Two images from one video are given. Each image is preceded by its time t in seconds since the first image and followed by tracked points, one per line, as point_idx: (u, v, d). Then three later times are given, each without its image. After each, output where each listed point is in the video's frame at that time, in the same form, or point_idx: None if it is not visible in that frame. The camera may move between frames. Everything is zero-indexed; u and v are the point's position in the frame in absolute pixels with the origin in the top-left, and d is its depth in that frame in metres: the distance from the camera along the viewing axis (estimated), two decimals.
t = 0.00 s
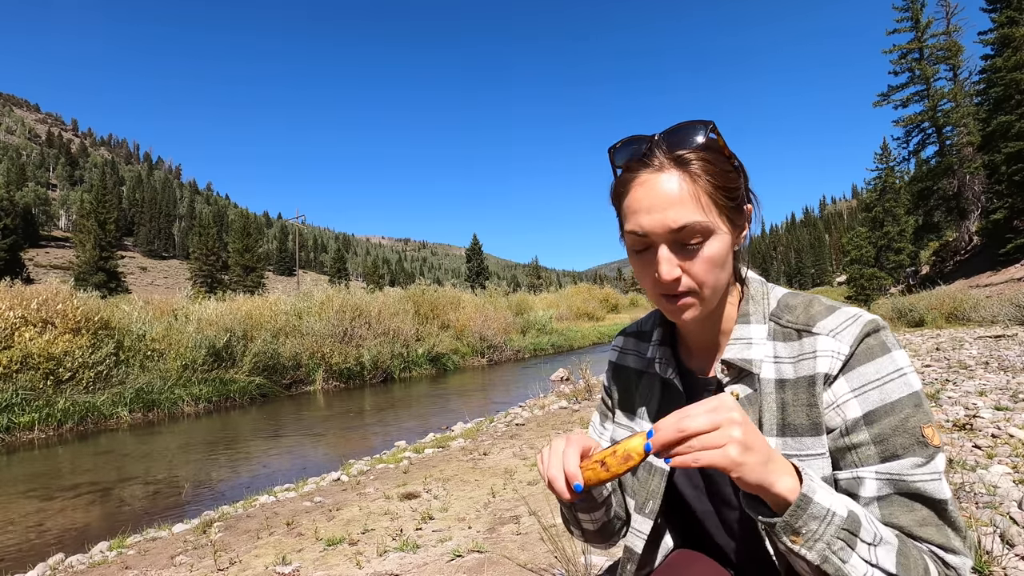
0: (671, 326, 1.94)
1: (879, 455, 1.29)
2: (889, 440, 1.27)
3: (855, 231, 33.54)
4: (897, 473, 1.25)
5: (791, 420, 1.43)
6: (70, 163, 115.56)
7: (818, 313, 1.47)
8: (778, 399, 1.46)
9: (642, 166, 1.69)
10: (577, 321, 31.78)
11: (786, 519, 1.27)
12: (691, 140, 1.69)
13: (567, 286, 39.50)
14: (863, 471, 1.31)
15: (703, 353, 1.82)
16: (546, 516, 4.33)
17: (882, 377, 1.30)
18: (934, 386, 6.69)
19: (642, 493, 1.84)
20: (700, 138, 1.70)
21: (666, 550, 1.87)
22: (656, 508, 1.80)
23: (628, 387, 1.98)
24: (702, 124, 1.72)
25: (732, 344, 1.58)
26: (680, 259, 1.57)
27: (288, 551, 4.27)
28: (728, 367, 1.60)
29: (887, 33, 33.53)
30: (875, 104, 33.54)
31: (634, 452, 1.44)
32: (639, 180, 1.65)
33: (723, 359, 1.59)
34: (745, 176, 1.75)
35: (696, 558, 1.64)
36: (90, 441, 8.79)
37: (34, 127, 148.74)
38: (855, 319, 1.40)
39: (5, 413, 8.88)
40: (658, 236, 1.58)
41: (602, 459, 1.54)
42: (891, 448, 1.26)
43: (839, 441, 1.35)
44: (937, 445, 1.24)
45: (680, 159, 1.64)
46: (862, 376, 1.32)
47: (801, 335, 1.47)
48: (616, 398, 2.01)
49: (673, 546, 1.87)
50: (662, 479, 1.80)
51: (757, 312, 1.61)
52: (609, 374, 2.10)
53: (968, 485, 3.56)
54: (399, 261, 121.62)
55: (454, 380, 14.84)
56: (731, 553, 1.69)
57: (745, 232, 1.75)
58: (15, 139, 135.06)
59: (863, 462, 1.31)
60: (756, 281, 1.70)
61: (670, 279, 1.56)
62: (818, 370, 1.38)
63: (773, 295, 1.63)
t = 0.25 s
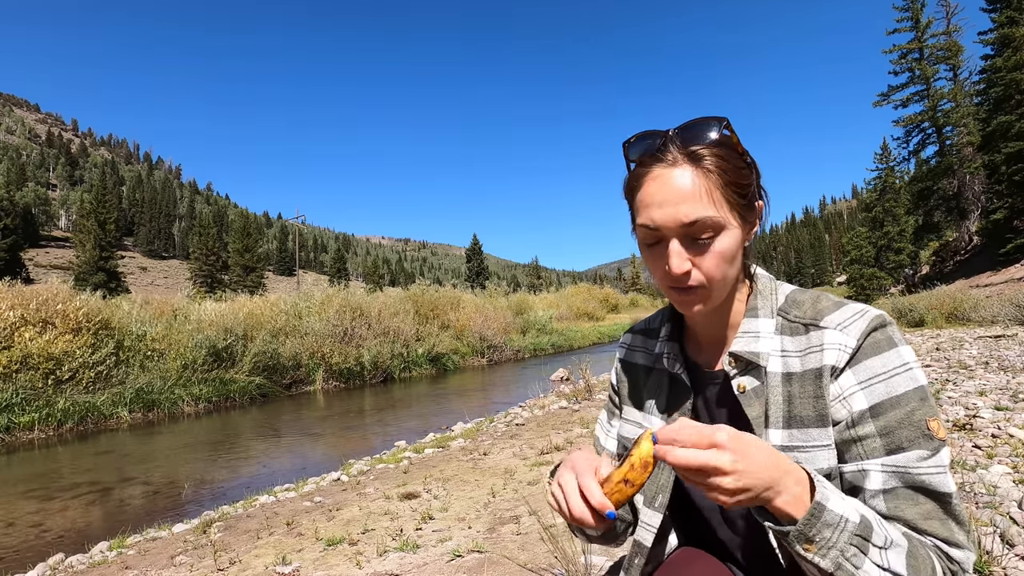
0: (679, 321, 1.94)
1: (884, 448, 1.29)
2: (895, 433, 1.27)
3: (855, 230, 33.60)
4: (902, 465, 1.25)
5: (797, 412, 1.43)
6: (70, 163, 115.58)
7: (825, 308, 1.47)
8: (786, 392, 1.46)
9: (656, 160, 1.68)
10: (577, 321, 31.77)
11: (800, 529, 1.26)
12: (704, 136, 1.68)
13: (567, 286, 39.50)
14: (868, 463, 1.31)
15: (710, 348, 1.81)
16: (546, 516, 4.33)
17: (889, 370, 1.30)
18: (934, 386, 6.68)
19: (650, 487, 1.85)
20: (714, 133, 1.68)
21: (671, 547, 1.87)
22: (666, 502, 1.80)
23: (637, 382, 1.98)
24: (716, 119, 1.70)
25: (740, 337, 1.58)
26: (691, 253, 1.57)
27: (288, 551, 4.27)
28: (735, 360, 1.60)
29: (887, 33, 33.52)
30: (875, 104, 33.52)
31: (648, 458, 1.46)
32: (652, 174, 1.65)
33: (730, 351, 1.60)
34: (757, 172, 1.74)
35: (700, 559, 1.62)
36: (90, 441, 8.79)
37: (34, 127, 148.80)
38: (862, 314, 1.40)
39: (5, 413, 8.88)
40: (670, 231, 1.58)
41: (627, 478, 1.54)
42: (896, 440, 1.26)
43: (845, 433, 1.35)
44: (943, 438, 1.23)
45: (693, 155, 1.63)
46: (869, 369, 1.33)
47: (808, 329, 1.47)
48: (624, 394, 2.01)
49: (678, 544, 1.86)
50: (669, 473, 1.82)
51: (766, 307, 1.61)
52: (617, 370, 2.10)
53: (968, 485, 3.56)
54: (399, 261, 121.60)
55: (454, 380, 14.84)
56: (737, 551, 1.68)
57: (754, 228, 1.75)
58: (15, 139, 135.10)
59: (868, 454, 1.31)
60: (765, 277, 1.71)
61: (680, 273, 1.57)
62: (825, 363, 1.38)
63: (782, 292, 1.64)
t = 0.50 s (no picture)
0: (680, 321, 1.94)
1: (885, 450, 1.29)
2: (896, 435, 1.27)
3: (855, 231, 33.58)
4: (903, 467, 1.25)
5: (799, 414, 1.43)
6: (70, 163, 115.54)
7: (827, 310, 1.47)
8: (786, 394, 1.47)
9: (664, 148, 1.70)
10: (577, 321, 31.76)
11: (781, 517, 1.29)
12: (709, 129, 1.73)
13: (567, 286, 39.50)
14: (869, 465, 1.31)
15: (712, 347, 1.80)
16: (546, 517, 4.32)
17: (891, 373, 1.30)
18: (934, 386, 6.68)
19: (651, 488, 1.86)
20: (718, 127, 1.73)
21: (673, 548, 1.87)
22: (668, 503, 1.81)
23: (638, 384, 1.97)
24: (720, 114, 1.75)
25: (741, 338, 1.58)
26: (700, 235, 1.56)
27: (288, 551, 4.27)
28: (736, 361, 1.60)
29: (887, 32, 33.49)
30: (875, 104, 33.52)
31: (637, 467, 1.42)
32: (660, 160, 1.67)
33: (731, 352, 1.60)
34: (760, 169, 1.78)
35: (699, 558, 1.62)
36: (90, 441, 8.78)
37: (34, 127, 148.81)
38: (863, 315, 1.40)
39: (5, 413, 8.88)
40: (680, 211, 1.58)
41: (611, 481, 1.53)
42: (898, 443, 1.26)
43: (847, 435, 1.35)
44: (944, 441, 1.23)
45: (702, 143, 1.66)
46: (871, 371, 1.32)
47: (810, 331, 1.47)
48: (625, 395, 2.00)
49: (679, 545, 1.86)
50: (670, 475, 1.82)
51: (767, 308, 1.60)
52: (618, 370, 2.10)
53: (968, 485, 3.56)
54: (399, 261, 121.59)
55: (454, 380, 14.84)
56: (737, 552, 1.68)
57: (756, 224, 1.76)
58: (15, 139, 135.10)
59: (870, 457, 1.31)
60: (765, 277, 1.71)
61: (690, 255, 1.55)
62: (827, 365, 1.38)
63: (784, 292, 1.63)
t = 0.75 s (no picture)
0: (676, 323, 1.94)
1: (880, 454, 1.29)
2: (891, 440, 1.27)
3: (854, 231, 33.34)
4: (898, 472, 1.25)
5: (796, 417, 1.43)
6: (70, 163, 115.54)
7: (822, 313, 1.47)
8: (782, 398, 1.47)
9: (656, 150, 1.71)
10: (577, 321, 31.76)
11: (768, 522, 1.31)
12: (700, 131, 1.75)
13: (567, 286, 39.50)
14: (865, 470, 1.31)
15: (709, 349, 1.80)
16: (545, 517, 4.33)
17: (887, 377, 1.30)
18: (934, 386, 6.68)
19: (649, 491, 1.86)
20: (710, 128, 1.75)
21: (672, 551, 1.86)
22: (666, 507, 1.81)
23: (634, 386, 1.97)
24: (711, 116, 1.77)
25: (737, 342, 1.58)
26: (696, 232, 1.56)
27: (288, 551, 4.27)
28: (732, 364, 1.59)
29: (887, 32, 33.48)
30: (875, 104, 33.49)
31: (632, 460, 1.42)
32: (654, 161, 1.68)
33: (727, 356, 1.59)
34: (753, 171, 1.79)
35: (700, 559, 1.62)
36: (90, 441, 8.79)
37: (35, 128, 148.94)
38: (860, 318, 1.40)
39: (5, 413, 8.87)
40: (675, 210, 1.58)
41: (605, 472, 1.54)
42: (893, 447, 1.27)
43: (843, 439, 1.35)
44: (940, 444, 1.24)
45: (694, 144, 1.67)
46: (867, 375, 1.32)
47: (806, 334, 1.47)
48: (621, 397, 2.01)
49: (678, 546, 1.86)
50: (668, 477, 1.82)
51: (763, 310, 1.60)
52: (615, 373, 2.09)
53: (968, 485, 3.56)
54: (399, 261, 121.54)
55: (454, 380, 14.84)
56: (735, 552, 1.67)
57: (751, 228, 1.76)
58: (15, 139, 135.12)
59: (865, 460, 1.31)
60: (761, 279, 1.70)
61: (687, 253, 1.53)
62: (824, 369, 1.38)
63: (779, 293, 1.64)
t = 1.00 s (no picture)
0: (674, 325, 1.94)
1: (878, 455, 1.29)
2: (889, 441, 1.27)
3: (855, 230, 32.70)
4: (895, 474, 1.25)
5: (792, 420, 1.43)
6: (70, 163, 115.51)
7: (820, 314, 1.47)
8: (779, 399, 1.47)
9: (653, 152, 1.71)
10: (577, 321, 31.75)
11: (753, 526, 1.32)
12: (696, 133, 1.74)
13: (567, 286, 39.50)
14: (861, 472, 1.31)
15: (706, 350, 1.80)
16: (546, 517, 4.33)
17: (884, 378, 1.29)
18: (934, 386, 6.68)
19: (647, 492, 1.86)
20: (706, 131, 1.74)
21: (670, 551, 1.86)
22: (663, 508, 1.81)
23: (633, 387, 1.98)
24: (706, 118, 1.77)
25: (734, 344, 1.58)
26: (692, 235, 1.56)
27: (288, 551, 4.27)
28: (729, 366, 1.60)
29: (887, 32, 33.45)
30: (875, 104, 33.51)
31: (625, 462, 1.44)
32: (649, 163, 1.68)
33: (725, 358, 1.59)
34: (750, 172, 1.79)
35: (699, 559, 1.62)
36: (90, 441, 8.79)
37: (34, 128, 148.99)
38: (856, 319, 1.40)
39: (5, 413, 8.87)
40: (670, 213, 1.58)
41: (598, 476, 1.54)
42: (890, 448, 1.27)
43: (840, 441, 1.35)
44: (936, 446, 1.24)
45: (689, 146, 1.67)
46: (864, 377, 1.32)
47: (803, 335, 1.47)
48: (620, 398, 2.01)
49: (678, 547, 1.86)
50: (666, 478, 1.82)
51: (760, 312, 1.60)
52: (613, 374, 2.09)
53: (968, 485, 3.56)
54: (399, 261, 121.54)
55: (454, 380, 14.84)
56: (734, 552, 1.67)
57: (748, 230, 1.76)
58: (15, 139, 135.10)
59: (862, 463, 1.31)
60: (759, 280, 1.70)
61: (682, 256, 1.54)
62: (820, 371, 1.38)
63: (777, 295, 1.63)
